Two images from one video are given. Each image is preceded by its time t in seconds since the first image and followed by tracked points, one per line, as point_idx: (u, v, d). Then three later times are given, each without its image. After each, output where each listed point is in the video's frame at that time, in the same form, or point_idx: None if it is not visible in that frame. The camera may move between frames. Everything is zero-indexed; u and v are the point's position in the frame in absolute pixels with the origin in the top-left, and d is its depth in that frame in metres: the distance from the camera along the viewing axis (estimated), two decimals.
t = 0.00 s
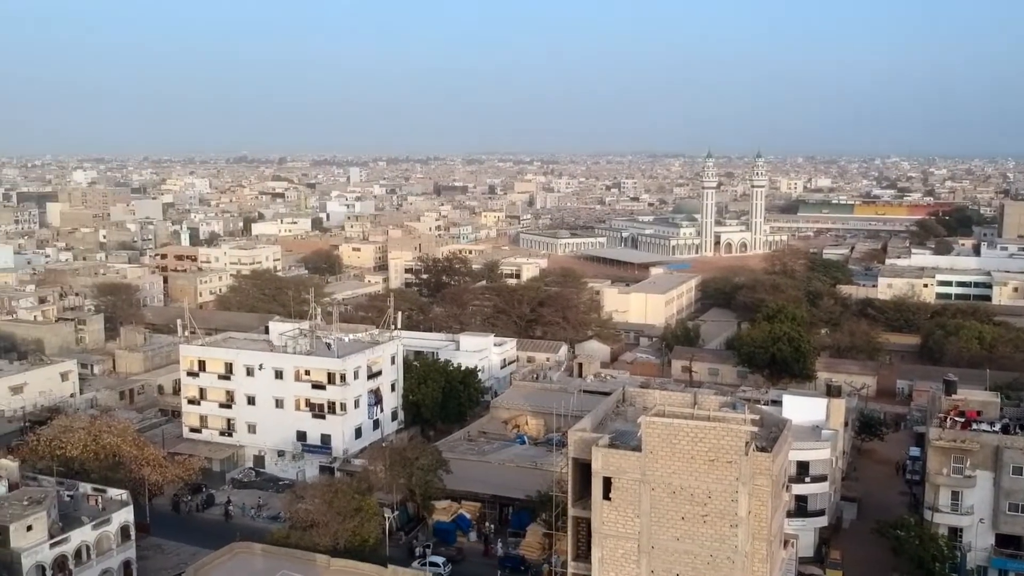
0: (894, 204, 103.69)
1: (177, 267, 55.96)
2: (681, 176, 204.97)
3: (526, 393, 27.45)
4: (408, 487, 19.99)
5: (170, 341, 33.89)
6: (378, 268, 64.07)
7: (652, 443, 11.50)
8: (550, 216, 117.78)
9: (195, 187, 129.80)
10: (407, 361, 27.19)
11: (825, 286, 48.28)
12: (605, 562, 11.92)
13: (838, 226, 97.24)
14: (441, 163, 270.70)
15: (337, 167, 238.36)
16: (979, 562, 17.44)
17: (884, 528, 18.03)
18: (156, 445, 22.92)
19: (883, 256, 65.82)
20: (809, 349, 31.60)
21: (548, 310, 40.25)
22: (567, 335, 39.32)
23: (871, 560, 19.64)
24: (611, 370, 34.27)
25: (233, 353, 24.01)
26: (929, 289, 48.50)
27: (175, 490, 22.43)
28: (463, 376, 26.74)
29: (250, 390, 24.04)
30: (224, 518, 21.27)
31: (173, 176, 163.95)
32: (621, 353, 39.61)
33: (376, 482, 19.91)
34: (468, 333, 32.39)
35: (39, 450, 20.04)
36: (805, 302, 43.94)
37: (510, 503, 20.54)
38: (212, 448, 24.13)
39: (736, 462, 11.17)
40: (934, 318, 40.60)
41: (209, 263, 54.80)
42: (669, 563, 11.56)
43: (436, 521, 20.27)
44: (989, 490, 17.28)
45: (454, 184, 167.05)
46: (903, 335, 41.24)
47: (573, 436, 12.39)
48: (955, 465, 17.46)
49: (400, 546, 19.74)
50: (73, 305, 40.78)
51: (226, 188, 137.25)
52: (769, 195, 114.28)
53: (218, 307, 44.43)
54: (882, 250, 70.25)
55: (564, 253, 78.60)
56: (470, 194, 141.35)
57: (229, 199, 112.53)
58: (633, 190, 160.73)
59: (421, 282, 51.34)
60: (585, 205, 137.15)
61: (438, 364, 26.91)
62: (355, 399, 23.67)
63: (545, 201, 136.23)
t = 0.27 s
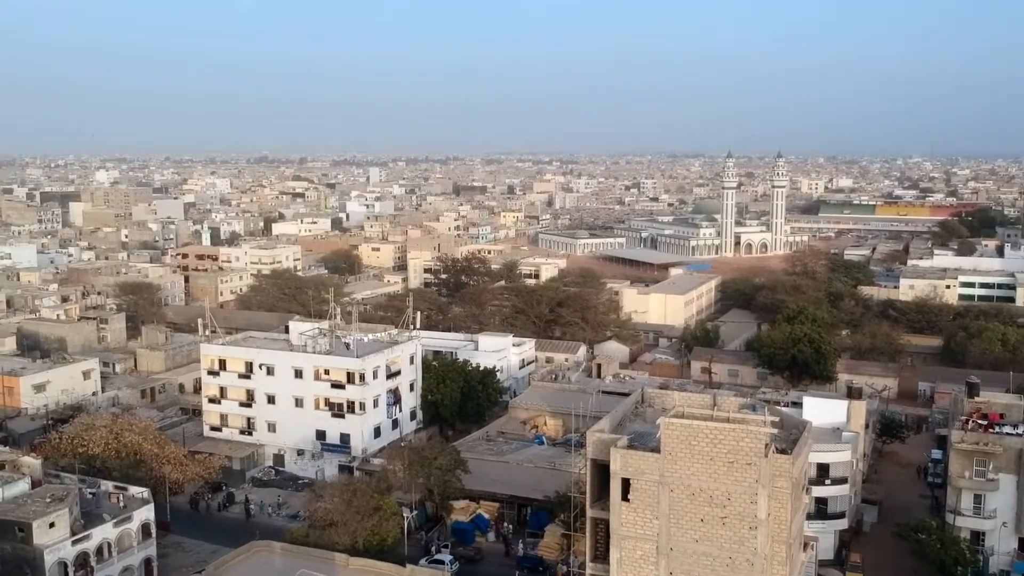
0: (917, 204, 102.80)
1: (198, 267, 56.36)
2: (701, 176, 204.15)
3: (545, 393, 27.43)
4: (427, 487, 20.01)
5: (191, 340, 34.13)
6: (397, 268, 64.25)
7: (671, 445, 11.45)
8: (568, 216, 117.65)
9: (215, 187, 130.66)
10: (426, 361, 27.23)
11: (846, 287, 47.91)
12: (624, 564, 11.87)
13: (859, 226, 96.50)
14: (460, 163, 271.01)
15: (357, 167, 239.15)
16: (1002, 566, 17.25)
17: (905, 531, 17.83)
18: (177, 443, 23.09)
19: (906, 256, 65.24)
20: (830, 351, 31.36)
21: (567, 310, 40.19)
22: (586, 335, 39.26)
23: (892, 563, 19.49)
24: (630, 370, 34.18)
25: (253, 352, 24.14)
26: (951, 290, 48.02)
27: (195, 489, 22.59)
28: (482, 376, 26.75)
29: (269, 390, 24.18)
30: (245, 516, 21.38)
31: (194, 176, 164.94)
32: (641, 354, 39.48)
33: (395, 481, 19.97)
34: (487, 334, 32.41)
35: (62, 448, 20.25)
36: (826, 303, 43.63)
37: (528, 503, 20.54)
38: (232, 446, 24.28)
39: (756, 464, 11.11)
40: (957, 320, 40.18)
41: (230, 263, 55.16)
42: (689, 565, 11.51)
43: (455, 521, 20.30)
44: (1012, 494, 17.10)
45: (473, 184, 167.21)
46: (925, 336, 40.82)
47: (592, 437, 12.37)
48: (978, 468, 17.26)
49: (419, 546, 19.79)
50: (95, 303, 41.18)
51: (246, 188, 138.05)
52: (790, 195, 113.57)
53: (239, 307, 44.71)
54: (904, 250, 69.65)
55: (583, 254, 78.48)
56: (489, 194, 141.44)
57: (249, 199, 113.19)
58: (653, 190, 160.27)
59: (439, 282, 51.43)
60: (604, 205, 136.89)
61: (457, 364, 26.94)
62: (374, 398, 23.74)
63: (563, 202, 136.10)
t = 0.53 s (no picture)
0: (940, 204, 101.82)
1: (219, 266, 56.74)
2: (721, 176, 203.21)
3: (564, 393, 27.41)
4: (446, 486, 20.04)
5: (212, 339, 34.37)
6: (416, 268, 64.39)
7: (691, 446, 11.40)
8: (588, 216, 117.47)
9: (236, 187, 131.45)
10: (445, 360, 27.28)
11: (868, 288, 47.53)
12: (643, 565, 11.84)
13: (881, 227, 95.70)
14: (480, 163, 271.18)
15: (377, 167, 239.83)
16: None
17: (927, 534, 17.66)
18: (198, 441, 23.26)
19: (928, 257, 64.62)
20: (851, 352, 31.11)
21: (586, 310, 40.11)
22: (605, 335, 39.18)
23: (913, 566, 19.31)
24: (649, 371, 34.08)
25: (273, 351, 24.28)
26: (974, 291, 47.52)
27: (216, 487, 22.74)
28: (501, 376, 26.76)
29: (290, 389, 24.30)
30: (264, 515, 21.49)
31: (215, 176, 165.90)
32: (660, 354, 39.35)
33: (414, 480, 20.02)
34: (506, 333, 32.41)
35: (84, 445, 20.46)
36: (847, 304, 43.31)
37: (547, 504, 20.52)
38: (253, 445, 24.42)
39: (776, 465, 11.05)
40: (980, 322, 39.75)
41: (250, 262, 55.50)
42: (707, 566, 11.47)
43: (473, 521, 20.33)
44: None
45: (492, 184, 167.28)
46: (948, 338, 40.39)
47: (611, 438, 12.33)
48: (1001, 471, 17.21)
49: (437, 545, 19.83)
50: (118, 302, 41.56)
51: (267, 188, 138.81)
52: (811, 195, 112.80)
53: (259, 306, 44.97)
54: (927, 251, 69.01)
55: (602, 254, 78.33)
56: (508, 194, 141.46)
57: (270, 199, 113.80)
58: (673, 190, 159.68)
59: (459, 282, 51.50)
60: (624, 205, 136.54)
61: (476, 364, 26.96)
62: (393, 398, 23.80)
63: (583, 202, 135.86)
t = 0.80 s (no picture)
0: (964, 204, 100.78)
1: (240, 265, 57.10)
2: (742, 176, 202.20)
3: (583, 393, 27.39)
4: (464, 486, 20.08)
5: (233, 338, 34.59)
6: (436, 268, 64.51)
7: (710, 447, 11.35)
8: (607, 216, 117.20)
9: (257, 187, 132.13)
10: (464, 360, 27.33)
11: (890, 288, 47.14)
12: (661, 567, 11.81)
13: (904, 227, 94.87)
14: (499, 163, 271.23)
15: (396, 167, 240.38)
16: None
17: (949, 536, 17.49)
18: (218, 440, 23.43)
19: (952, 258, 63.98)
20: (873, 353, 30.88)
21: (606, 310, 40.02)
22: (624, 336, 39.12)
23: (934, 569, 19.14)
24: (668, 371, 33.99)
25: (294, 350, 24.42)
26: (999, 292, 47.00)
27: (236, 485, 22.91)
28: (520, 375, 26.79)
29: (310, 387, 24.43)
30: (284, 513, 21.63)
31: (235, 176, 166.73)
32: (679, 355, 39.22)
33: (433, 480, 20.09)
34: (525, 333, 32.42)
35: (106, 443, 20.67)
36: (868, 305, 42.99)
37: (565, 504, 20.51)
38: (273, 443, 24.58)
39: (796, 467, 10.99)
40: (1004, 323, 39.32)
41: (271, 262, 55.82)
42: (727, 568, 11.43)
43: (492, 520, 20.35)
44: None
45: (511, 184, 167.27)
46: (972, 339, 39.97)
47: (630, 439, 12.31)
48: None
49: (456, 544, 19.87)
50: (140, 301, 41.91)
51: (287, 188, 139.51)
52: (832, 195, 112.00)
53: (280, 305, 45.22)
54: (950, 251, 68.34)
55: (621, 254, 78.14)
56: (528, 194, 141.41)
57: (291, 199, 114.35)
58: (693, 190, 159.02)
59: (478, 282, 51.56)
60: (644, 205, 136.12)
61: (494, 364, 26.98)
62: (412, 397, 23.87)
63: (602, 202, 135.58)
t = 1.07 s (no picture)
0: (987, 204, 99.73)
1: (260, 265, 57.43)
2: (762, 176, 201.17)
3: (602, 394, 27.34)
4: (483, 485, 20.11)
5: (253, 337, 34.80)
6: (455, 268, 64.60)
7: (730, 448, 11.29)
8: (626, 216, 116.89)
9: (277, 187, 132.74)
10: (483, 359, 27.35)
11: (912, 289, 46.73)
12: (680, 568, 11.77)
13: (926, 228, 94.03)
14: (518, 163, 271.22)
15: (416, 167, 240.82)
16: None
17: (972, 540, 17.32)
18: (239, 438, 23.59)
19: (975, 259, 63.31)
20: (894, 354, 30.63)
21: (625, 311, 39.90)
22: (644, 336, 39.01)
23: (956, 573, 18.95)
24: (688, 372, 33.87)
25: (313, 349, 24.54)
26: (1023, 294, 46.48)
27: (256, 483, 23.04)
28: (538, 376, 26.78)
29: (329, 386, 24.54)
30: (304, 511, 21.74)
31: (256, 176, 167.55)
32: (699, 356, 39.05)
33: (451, 479, 20.13)
34: (544, 333, 32.40)
35: (127, 441, 20.81)
36: (890, 306, 42.64)
37: (583, 505, 20.49)
38: (293, 442, 24.71)
39: (816, 469, 10.92)
40: None
41: (291, 261, 56.10)
42: (746, 570, 11.37)
43: (511, 521, 20.37)
44: None
45: (530, 184, 167.20)
46: (995, 341, 39.53)
47: (649, 440, 12.27)
48: None
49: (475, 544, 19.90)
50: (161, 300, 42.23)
51: (308, 188, 140.15)
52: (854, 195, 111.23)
53: (300, 304, 45.42)
54: (974, 252, 67.63)
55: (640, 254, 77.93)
56: (547, 194, 141.28)
57: (311, 198, 114.83)
58: (713, 190, 158.34)
59: (497, 282, 51.59)
60: (663, 206, 135.68)
61: (513, 364, 26.99)
62: (431, 397, 23.93)
63: (622, 202, 135.27)
